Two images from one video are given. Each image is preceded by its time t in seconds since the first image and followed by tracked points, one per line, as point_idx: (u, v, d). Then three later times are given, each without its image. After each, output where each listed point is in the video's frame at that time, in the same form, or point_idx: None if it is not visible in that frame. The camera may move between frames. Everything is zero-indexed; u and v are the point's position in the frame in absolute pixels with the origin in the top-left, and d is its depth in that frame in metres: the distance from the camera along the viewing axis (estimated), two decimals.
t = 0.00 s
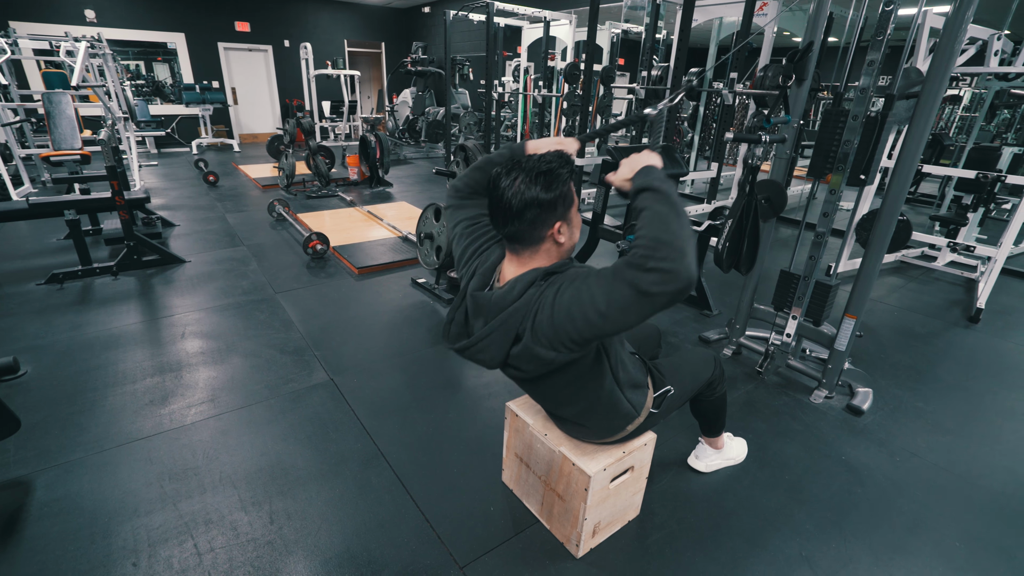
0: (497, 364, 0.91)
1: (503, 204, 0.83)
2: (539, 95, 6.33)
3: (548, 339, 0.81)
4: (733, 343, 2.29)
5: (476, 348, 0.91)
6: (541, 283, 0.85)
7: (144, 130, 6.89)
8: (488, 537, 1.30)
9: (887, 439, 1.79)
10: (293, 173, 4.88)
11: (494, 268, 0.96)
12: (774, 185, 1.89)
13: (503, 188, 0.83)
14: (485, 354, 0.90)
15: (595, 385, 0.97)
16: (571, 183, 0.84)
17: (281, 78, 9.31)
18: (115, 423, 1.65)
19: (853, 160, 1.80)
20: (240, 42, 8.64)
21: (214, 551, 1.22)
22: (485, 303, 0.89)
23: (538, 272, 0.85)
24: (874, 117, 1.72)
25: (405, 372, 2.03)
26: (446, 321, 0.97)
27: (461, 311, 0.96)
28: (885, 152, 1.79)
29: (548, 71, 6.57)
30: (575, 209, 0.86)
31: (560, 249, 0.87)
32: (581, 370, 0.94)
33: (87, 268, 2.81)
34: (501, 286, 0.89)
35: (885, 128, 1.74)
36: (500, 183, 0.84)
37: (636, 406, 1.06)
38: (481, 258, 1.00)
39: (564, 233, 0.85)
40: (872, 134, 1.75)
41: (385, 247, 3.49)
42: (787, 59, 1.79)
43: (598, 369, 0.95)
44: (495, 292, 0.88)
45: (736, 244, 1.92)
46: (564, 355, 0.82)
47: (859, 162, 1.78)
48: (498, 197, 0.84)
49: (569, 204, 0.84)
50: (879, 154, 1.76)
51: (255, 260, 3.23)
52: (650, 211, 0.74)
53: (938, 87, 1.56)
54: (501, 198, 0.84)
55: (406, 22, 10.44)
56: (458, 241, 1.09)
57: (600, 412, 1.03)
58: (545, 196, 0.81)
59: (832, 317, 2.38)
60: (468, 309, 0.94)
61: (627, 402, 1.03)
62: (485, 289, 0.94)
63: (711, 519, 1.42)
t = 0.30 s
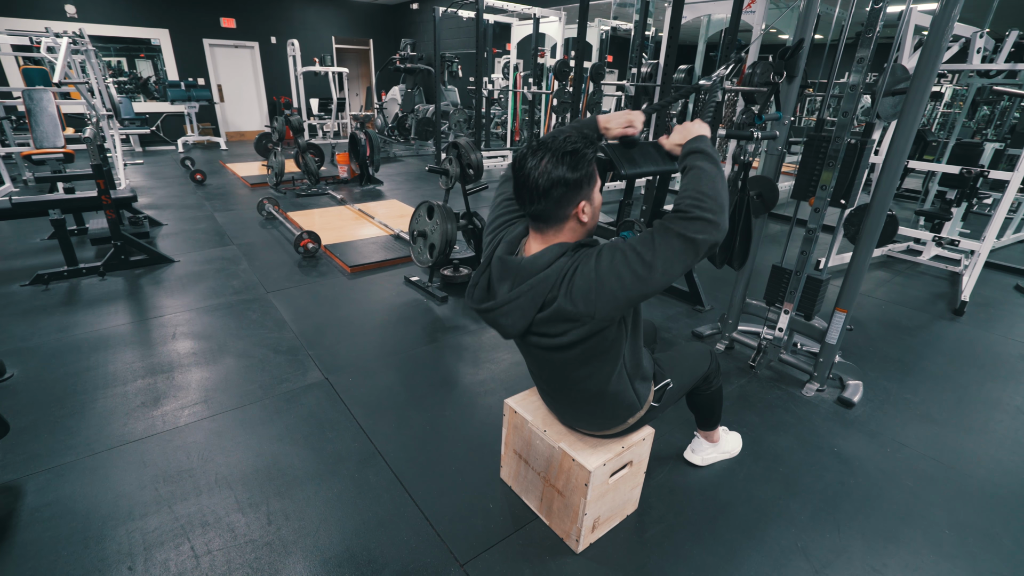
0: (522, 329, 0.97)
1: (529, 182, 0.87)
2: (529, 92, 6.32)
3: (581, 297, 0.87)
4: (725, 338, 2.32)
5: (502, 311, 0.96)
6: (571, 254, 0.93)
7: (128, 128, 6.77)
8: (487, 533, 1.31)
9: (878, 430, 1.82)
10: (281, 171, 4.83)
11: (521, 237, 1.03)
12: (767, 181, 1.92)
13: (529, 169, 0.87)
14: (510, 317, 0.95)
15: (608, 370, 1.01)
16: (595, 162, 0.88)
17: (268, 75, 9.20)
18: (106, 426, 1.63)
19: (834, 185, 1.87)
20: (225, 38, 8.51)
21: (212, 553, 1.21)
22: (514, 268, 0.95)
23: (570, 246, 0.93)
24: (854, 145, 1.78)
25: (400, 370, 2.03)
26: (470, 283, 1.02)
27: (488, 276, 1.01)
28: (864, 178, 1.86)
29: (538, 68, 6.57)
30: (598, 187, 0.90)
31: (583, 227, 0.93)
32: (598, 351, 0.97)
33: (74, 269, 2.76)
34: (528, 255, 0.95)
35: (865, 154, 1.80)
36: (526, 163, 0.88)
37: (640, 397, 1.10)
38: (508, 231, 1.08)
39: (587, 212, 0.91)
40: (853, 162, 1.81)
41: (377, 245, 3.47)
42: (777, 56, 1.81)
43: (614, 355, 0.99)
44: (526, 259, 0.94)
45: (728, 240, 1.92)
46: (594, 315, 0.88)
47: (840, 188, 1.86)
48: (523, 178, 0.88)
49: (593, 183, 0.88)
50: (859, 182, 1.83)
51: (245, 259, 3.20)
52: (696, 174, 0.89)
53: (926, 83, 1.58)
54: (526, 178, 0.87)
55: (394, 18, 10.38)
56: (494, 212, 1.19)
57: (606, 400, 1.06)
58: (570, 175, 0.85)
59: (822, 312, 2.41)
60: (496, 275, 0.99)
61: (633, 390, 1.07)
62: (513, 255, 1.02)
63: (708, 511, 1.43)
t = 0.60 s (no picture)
0: (545, 294, 0.97)
1: (550, 162, 0.88)
2: (517, 88, 6.31)
3: (609, 260, 0.88)
4: (715, 332, 2.34)
5: (526, 276, 0.95)
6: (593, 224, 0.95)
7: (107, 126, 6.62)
8: (484, 528, 1.31)
9: (864, 419, 1.86)
10: (267, 168, 4.77)
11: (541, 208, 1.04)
12: (754, 175, 1.95)
13: (550, 151, 0.88)
14: (533, 282, 0.95)
15: (616, 347, 1.02)
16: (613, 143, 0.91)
17: (251, 71, 9.06)
18: (93, 429, 1.59)
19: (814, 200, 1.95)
20: (206, 34, 8.36)
21: (206, 554, 1.19)
22: (539, 234, 0.94)
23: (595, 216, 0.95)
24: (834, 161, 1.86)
25: (393, 368, 2.02)
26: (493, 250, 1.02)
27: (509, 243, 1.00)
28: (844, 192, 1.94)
29: (525, 65, 6.55)
30: (615, 168, 0.93)
31: (600, 207, 0.96)
32: (611, 325, 0.98)
33: (55, 270, 2.70)
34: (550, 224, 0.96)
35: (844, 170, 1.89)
36: (546, 145, 0.89)
37: (639, 382, 1.12)
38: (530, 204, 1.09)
39: (605, 193, 0.93)
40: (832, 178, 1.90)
41: (366, 242, 3.45)
42: (764, 52, 1.82)
43: (624, 332, 1.01)
44: (551, 225, 0.94)
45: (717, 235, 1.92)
46: (621, 278, 0.89)
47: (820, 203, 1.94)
48: (544, 158, 0.89)
49: (612, 163, 0.91)
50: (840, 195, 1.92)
51: (232, 258, 3.15)
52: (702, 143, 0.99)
53: (909, 79, 1.61)
54: (547, 159, 0.89)
55: (379, 14, 10.28)
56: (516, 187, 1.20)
57: (613, 378, 1.07)
58: (591, 156, 0.87)
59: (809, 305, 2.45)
60: (518, 242, 0.98)
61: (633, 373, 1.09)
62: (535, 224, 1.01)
63: (701, 502, 1.45)
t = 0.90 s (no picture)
0: (554, 276, 0.97)
1: (558, 151, 0.89)
2: (507, 86, 6.30)
3: (619, 240, 0.90)
4: (708, 326, 2.36)
5: (535, 258, 0.95)
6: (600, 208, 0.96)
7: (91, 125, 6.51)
8: (483, 525, 1.31)
9: (856, 411, 1.89)
10: (255, 167, 4.72)
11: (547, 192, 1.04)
12: (745, 170, 1.95)
13: (556, 143, 0.89)
14: (542, 263, 0.95)
15: (619, 335, 1.03)
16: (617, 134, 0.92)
17: (237, 69, 8.96)
18: (85, 433, 1.57)
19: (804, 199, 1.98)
20: (191, 31, 8.24)
21: (204, 557, 1.19)
22: (547, 217, 0.95)
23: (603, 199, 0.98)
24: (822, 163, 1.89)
25: (389, 366, 2.01)
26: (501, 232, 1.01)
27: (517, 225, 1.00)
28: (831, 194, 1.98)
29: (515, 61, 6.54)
30: (618, 159, 0.95)
31: (604, 196, 0.97)
32: (615, 312, 0.99)
33: (40, 271, 2.65)
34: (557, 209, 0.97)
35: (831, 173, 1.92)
36: (552, 137, 0.90)
37: (638, 372, 1.13)
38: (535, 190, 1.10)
39: (609, 183, 0.95)
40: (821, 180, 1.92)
41: (357, 241, 3.43)
42: (754, 48, 1.83)
43: (626, 320, 1.01)
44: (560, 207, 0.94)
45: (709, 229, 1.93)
46: (630, 259, 0.91)
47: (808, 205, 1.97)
48: (550, 150, 0.90)
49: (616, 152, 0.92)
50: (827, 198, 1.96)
51: (223, 258, 3.12)
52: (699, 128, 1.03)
53: (896, 76, 1.63)
54: (553, 150, 0.90)
55: (367, 11, 10.19)
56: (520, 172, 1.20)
57: (614, 367, 1.08)
58: (597, 145, 0.89)
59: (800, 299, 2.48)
60: (526, 224, 0.98)
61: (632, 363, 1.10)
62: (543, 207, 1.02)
63: (698, 495, 1.47)
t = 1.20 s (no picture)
0: (537, 289, 0.97)
1: (537, 157, 0.90)
2: (500, 84, 6.30)
3: (598, 250, 0.89)
4: (704, 322, 2.37)
5: (516, 271, 0.96)
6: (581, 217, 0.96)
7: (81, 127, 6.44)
8: (486, 524, 1.31)
9: (852, 404, 1.91)
10: (248, 168, 4.68)
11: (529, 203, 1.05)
12: (741, 166, 1.97)
13: (538, 146, 0.89)
14: (523, 276, 0.95)
15: (612, 340, 1.03)
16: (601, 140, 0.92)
17: (228, 69, 8.89)
18: (83, 438, 1.56)
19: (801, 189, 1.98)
20: (181, 31, 8.17)
21: (205, 560, 1.18)
22: (527, 229, 0.95)
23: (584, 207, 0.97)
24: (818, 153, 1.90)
25: (387, 366, 2.01)
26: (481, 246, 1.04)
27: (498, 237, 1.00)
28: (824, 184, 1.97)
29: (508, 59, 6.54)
30: (603, 163, 0.94)
31: (588, 203, 0.97)
32: (605, 319, 0.99)
33: (33, 275, 2.63)
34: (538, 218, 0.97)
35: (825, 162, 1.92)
36: (534, 140, 0.91)
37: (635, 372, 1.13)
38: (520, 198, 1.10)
39: (593, 189, 0.95)
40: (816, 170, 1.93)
41: (352, 241, 3.41)
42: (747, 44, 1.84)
43: (618, 325, 1.01)
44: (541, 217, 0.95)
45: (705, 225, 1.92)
46: (611, 268, 0.89)
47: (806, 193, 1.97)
48: (532, 153, 0.90)
49: (599, 159, 0.92)
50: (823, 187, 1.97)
51: (218, 259, 3.10)
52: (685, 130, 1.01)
53: (889, 70, 1.64)
54: (535, 154, 0.90)
55: (359, 11, 10.19)
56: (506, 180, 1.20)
57: (609, 370, 1.08)
58: (579, 152, 0.89)
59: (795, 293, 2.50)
60: (508, 236, 0.99)
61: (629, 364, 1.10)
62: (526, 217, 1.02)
63: (698, 489, 1.48)
